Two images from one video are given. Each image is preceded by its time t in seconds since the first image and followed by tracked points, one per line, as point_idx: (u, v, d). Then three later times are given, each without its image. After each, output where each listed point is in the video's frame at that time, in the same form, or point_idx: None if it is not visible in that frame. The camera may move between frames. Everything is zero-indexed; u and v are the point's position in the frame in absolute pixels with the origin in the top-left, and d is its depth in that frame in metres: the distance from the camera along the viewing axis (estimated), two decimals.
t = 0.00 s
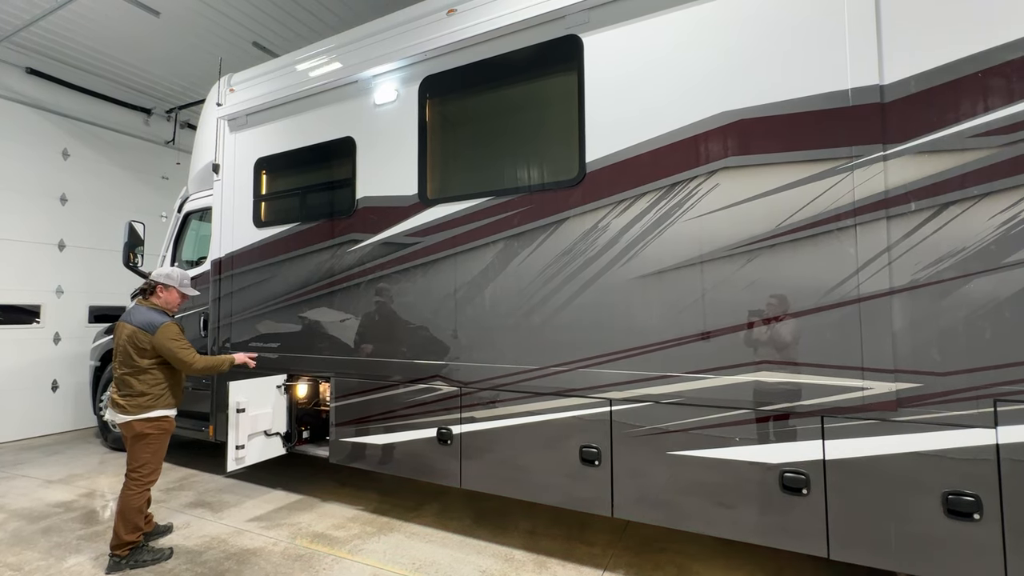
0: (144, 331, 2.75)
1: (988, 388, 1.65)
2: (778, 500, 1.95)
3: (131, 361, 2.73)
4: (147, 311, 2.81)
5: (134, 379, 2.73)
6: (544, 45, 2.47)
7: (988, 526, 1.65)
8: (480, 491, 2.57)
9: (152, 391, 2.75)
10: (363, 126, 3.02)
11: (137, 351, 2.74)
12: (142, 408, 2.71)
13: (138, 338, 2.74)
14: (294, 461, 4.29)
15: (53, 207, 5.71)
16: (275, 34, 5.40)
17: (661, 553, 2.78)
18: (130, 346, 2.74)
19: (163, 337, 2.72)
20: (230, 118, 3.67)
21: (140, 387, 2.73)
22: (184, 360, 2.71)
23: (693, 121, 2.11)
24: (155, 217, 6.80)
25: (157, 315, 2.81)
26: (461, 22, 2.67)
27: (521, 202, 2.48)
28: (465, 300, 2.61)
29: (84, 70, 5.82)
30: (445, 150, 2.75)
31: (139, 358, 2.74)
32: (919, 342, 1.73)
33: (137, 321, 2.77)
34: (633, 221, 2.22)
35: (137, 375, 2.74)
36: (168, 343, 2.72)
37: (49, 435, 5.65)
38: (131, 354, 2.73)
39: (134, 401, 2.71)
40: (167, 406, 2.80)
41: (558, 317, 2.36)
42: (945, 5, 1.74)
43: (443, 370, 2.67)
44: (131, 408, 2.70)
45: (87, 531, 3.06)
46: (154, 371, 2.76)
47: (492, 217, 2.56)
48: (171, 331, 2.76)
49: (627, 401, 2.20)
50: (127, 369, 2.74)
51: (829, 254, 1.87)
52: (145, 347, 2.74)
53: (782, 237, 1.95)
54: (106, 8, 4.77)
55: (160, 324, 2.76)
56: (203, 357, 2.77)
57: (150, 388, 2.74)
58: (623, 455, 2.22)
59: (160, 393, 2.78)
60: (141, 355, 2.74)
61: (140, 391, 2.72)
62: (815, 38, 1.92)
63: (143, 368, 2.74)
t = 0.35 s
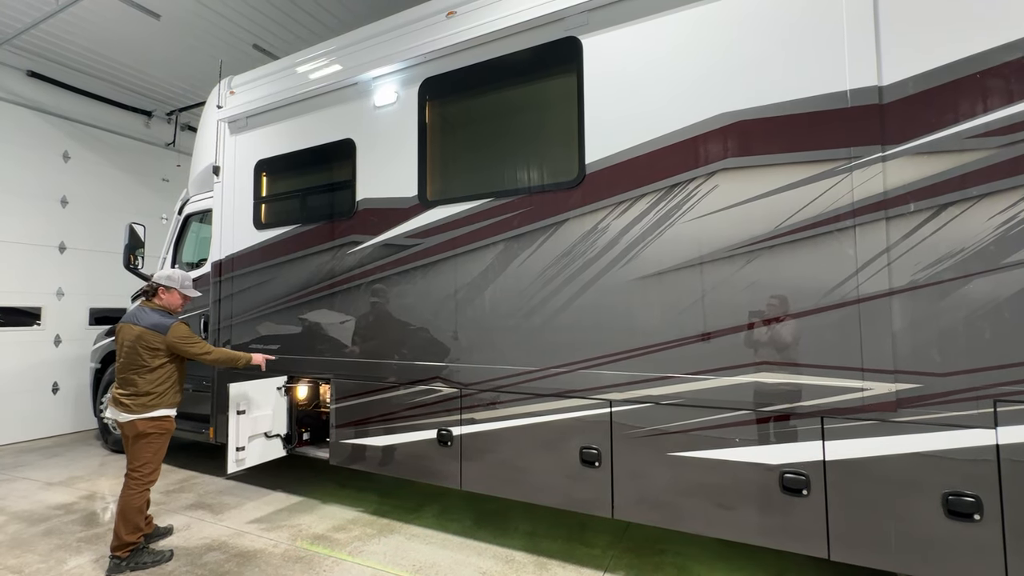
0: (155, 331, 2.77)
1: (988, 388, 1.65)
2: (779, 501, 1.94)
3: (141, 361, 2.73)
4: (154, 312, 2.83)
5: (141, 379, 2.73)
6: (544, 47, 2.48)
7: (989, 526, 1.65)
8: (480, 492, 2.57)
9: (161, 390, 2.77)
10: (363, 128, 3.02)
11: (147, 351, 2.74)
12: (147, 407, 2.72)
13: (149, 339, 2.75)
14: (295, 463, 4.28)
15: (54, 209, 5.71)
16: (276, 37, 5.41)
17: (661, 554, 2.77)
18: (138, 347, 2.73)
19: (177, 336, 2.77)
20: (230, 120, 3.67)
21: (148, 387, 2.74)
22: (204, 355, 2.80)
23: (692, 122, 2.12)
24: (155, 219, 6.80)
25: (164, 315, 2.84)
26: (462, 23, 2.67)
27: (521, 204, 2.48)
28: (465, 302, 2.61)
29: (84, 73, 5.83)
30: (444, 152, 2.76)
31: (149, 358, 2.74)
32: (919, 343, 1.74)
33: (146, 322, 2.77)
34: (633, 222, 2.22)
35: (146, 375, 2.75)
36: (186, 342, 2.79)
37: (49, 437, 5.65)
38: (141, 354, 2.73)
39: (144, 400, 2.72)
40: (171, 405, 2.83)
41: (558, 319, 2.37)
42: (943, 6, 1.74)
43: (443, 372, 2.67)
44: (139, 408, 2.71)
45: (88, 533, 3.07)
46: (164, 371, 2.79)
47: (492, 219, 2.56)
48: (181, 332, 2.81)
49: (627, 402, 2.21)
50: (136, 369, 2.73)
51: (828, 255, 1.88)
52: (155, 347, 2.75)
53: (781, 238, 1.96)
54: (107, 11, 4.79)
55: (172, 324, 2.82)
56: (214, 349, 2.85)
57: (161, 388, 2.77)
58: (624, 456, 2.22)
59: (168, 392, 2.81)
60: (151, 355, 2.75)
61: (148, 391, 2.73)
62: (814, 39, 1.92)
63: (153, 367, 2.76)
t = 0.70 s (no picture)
0: (155, 332, 2.77)
1: (988, 388, 1.65)
2: (780, 502, 1.94)
3: (141, 361, 2.74)
4: (156, 313, 2.84)
5: (141, 380, 2.74)
6: (544, 49, 2.48)
7: (990, 527, 1.65)
8: (481, 493, 2.57)
9: (161, 391, 2.77)
10: (363, 129, 3.03)
11: (147, 351, 2.75)
12: (147, 408, 2.73)
13: (148, 339, 2.75)
14: (296, 465, 4.29)
15: (55, 211, 5.72)
16: (276, 39, 5.42)
17: (662, 555, 2.77)
18: (139, 347, 2.74)
19: (176, 337, 2.77)
20: (231, 122, 3.68)
21: (148, 387, 2.74)
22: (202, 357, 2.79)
23: (692, 123, 2.12)
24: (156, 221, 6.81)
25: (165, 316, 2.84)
26: (462, 25, 2.68)
27: (522, 205, 2.48)
28: (465, 303, 2.62)
29: (85, 76, 5.84)
30: (445, 153, 2.76)
31: (149, 358, 2.75)
32: (919, 343, 1.74)
33: (146, 322, 2.79)
34: (633, 223, 2.23)
35: (146, 375, 2.75)
36: (184, 343, 2.78)
37: (50, 439, 5.65)
38: (141, 354, 2.74)
39: (143, 400, 2.73)
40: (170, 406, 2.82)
41: (558, 320, 2.37)
42: (941, 8, 1.74)
43: (443, 373, 2.67)
44: (140, 408, 2.72)
45: (89, 535, 3.07)
46: (164, 371, 2.79)
47: (492, 220, 2.56)
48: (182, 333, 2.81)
49: (627, 403, 2.21)
50: (136, 370, 2.75)
51: (828, 255, 1.88)
52: (154, 348, 2.76)
53: (781, 238, 1.96)
54: (108, 14, 4.80)
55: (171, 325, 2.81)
56: (215, 350, 2.84)
57: (161, 389, 2.77)
58: (624, 457, 2.22)
59: (168, 393, 2.80)
60: (150, 356, 2.75)
61: (148, 392, 2.74)
62: (813, 40, 1.92)
63: (153, 368, 2.76)
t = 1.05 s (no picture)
0: (153, 333, 2.78)
1: (988, 388, 1.65)
2: (781, 503, 1.94)
3: (141, 361, 2.76)
4: (156, 314, 2.86)
5: (140, 380, 2.75)
6: (544, 50, 2.48)
7: (991, 527, 1.65)
8: (481, 494, 2.57)
9: (159, 391, 2.76)
10: (363, 131, 3.03)
11: (145, 351, 2.77)
12: (146, 408, 2.73)
13: (145, 339, 2.77)
14: (296, 466, 4.29)
15: (56, 213, 5.73)
16: (277, 41, 5.43)
17: (663, 556, 2.77)
18: (138, 348, 2.77)
19: (171, 337, 2.75)
20: (231, 123, 3.69)
21: (147, 387, 2.74)
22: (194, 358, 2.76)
23: (692, 124, 2.12)
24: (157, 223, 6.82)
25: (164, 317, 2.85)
26: (461, 26, 2.69)
27: (522, 206, 2.49)
28: (466, 304, 2.62)
29: (86, 78, 5.86)
30: (445, 154, 2.77)
31: (147, 358, 2.77)
32: (919, 343, 1.74)
33: (145, 323, 2.81)
34: (633, 224, 2.23)
35: (144, 375, 2.76)
36: (179, 344, 2.77)
37: (51, 441, 5.65)
38: (139, 355, 2.77)
39: (141, 400, 2.73)
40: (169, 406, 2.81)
41: (558, 321, 2.37)
42: (941, 8, 1.75)
43: (444, 374, 2.68)
44: (138, 408, 2.73)
45: (91, 536, 3.07)
46: (162, 372, 2.79)
47: (492, 221, 2.57)
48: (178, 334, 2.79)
49: (628, 404, 2.21)
50: (135, 370, 2.76)
51: (829, 255, 1.88)
52: (151, 348, 2.77)
53: (781, 239, 1.96)
54: (109, 16, 4.81)
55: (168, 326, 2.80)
56: (207, 354, 2.80)
57: (159, 389, 2.76)
58: (625, 458, 2.22)
59: (168, 393, 2.80)
60: (148, 356, 2.77)
61: (147, 392, 2.74)
62: (812, 40, 1.93)
63: (152, 368, 2.77)
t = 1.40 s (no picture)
0: (150, 332, 2.78)
1: (989, 389, 1.65)
2: (782, 504, 1.94)
3: (140, 362, 2.78)
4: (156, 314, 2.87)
5: (140, 380, 2.76)
6: (544, 51, 2.49)
7: (992, 528, 1.64)
8: (481, 495, 2.57)
9: (158, 391, 2.77)
10: (363, 132, 3.04)
11: (144, 352, 2.78)
12: (146, 408, 2.74)
13: (143, 340, 2.78)
14: (297, 467, 4.29)
15: (57, 215, 5.74)
16: (278, 42, 5.44)
17: (664, 558, 2.76)
18: (138, 349, 2.79)
19: (167, 336, 2.74)
20: (232, 125, 3.70)
21: (147, 387, 2.75)
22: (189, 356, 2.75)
23: (692, 125, 2.12)
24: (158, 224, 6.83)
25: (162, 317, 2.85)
26: (462, 28, 2.69)
27: (522, 206, 2.49)
28: (466, 305, 2.62)
29: (88, 79, 5.87)
30: (445, 155, 2.77)
31: (145, 358, 2.78)
32: (920, 344, 1.73)
33: (144, 324, 2.82)
34: (634, 225, 2.23)
35: (144, 375, 2.77)
36: (172, 342, 2.75)
37: (52, 441, 5.66)
38: (138, 355, 2.78)
39: (139, 400, 2.74)
40: (169, 405, 2.80)
41: (558, 321, 2.37)
42: (940, 9, 1.75)
43: (444, 374, 2.68)
44: (138, 408, 2.74)
45: (92, 537, 3.07)
46: (161, 371, 2.79)
47: (493, 222, 2.57)
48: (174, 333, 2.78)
49: (628, 404, 2.21)
50: (134, 370, 2.78)
51: (829, 256, 1.88)
52: (149, 348, 2.77)
53: (782, 239, 1.96)
54: (111, 18, 4.82)
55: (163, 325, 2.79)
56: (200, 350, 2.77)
57: (159, 388, 2.77)
58: (626, 458, 2.22)
59: (167, 393, 2.80)
60: (146, 356, 2.78)
61: (146, 391, 2.75)
62: (811, 40, 1.93)
63: (151, 368, 2.78)
